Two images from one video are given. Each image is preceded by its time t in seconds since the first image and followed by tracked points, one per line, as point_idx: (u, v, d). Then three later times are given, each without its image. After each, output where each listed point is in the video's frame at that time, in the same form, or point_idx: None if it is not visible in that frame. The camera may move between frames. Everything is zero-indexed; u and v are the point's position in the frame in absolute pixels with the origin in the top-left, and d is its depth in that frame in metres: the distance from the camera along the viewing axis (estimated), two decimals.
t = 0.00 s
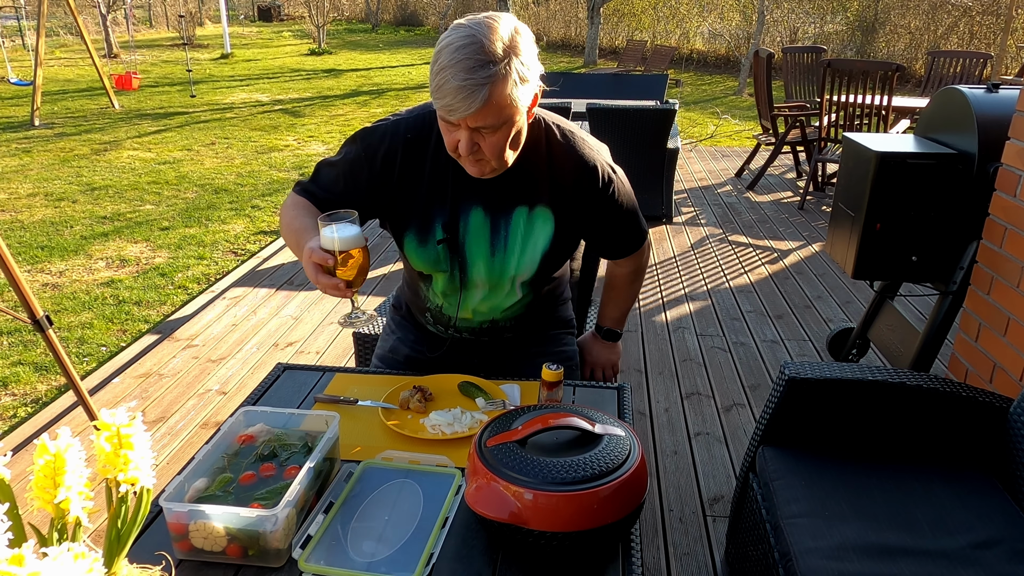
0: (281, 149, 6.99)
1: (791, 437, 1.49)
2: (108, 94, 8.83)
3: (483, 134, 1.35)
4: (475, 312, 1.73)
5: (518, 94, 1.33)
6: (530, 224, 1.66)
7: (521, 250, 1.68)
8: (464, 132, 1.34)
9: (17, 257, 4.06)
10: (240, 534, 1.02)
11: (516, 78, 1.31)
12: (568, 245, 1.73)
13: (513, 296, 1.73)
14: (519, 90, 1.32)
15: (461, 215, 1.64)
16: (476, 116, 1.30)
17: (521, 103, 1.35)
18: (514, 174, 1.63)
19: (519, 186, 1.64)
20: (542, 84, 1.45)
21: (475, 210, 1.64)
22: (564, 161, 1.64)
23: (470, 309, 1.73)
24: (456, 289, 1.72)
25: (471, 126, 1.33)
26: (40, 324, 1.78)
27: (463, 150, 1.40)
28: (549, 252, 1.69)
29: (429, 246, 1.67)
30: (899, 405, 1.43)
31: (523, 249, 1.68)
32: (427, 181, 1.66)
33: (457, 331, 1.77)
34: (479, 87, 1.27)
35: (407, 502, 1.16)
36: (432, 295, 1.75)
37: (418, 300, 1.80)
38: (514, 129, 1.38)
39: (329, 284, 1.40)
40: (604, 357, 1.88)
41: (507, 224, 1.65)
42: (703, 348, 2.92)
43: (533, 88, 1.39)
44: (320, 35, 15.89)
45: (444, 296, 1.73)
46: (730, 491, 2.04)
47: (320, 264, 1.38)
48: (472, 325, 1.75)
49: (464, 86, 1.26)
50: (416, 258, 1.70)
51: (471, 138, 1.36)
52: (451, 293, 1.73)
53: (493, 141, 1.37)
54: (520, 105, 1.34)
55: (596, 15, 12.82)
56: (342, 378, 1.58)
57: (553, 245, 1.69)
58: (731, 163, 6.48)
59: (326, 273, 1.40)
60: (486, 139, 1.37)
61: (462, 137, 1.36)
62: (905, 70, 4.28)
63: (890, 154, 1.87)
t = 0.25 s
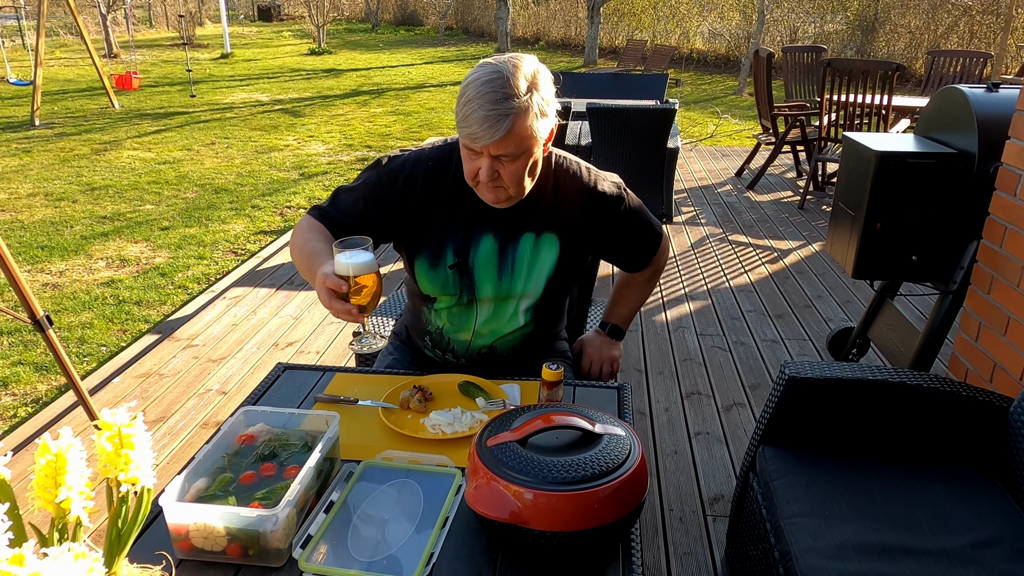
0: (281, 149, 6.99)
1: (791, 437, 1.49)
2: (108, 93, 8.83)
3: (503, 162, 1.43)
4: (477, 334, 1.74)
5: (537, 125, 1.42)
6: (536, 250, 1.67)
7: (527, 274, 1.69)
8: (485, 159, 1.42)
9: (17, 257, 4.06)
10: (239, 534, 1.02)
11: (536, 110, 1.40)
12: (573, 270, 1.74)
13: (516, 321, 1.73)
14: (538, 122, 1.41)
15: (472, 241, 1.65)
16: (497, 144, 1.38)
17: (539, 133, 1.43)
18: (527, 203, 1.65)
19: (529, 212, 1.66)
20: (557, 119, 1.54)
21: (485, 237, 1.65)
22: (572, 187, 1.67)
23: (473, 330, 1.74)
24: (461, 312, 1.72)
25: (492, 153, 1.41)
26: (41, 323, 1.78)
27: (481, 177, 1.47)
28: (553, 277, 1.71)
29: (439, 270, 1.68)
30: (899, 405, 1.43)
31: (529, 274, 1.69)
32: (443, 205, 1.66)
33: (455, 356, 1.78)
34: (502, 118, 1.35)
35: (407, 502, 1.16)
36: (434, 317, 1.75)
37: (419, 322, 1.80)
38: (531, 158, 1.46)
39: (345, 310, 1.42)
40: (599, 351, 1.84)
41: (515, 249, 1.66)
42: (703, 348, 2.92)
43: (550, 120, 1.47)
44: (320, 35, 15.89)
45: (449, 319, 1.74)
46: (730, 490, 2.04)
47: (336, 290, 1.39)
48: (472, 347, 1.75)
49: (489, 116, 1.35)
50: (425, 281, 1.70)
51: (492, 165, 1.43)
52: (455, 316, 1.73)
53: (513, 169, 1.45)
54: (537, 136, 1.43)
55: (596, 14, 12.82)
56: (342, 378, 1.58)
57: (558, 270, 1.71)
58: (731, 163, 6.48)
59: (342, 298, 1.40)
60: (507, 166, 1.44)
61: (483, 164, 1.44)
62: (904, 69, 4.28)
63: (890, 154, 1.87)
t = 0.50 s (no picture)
0: (281, 149, 6.98)
1: (791, 437, 1.49)
2: (107, 93, 8.82)
3: (502, 169, 1.53)
4: (476, 345, 1.75)
5: (532, 134, 1.53)
6: (530, 258, 1.69)
7: (522, 282, 1.70)
8: (486, 166, 1.52)
9: (17, 257, 4.06)
10: (240, 534, 1.02)
11: (530, 120, 1.51)
12: (571, 279, 1.73)
13: (513, 330, 1.73)
14: (533, 131, 1.52)
15: (472, 252, 1.69)
16: (496, 150, 1.49)
17: (534, 142, 1.54)
18: (525, 215, 1.69)
19: (527, 225, 1.69)
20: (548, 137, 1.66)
21: (484, 248, 1.69)
22: (565, 198, 1.71)
23: (472, 341, 1.75)
24: (461, 323, 1.75)
25: (491, 159, 1.51)
26: (41, 323, 1.78)
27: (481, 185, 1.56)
28: (549, 284, 1.70)
29: (441, 280, 1.72)
30: (899, 405, 1.43)
31: (524, 281, 1.70)
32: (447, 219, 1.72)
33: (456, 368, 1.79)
34: (500, 125, 1.46)
35: (407, 501, 1.16)
36: (436, 330, 1.79)
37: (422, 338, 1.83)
38: (528, 167, 1.56)
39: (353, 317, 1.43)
40: (599, 346, 1.76)
41: (512, 257, 1.69)
42: (703, 348, 2.91)
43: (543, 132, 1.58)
44: (320, 35, 15.88)
45: (451, 331, 1.76)
46: (730, 490, 2.03)
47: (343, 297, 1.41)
48: (473, 358, 1.77)
49: (488, 123, 1.46)
50: (428, 292, 1.75)
51: (492, 173, 1.53)
52: (456, 327, 1.76)
53: (512, 177, 1.54)
54: (533, 144, 1.53)
55: (596, 14, 12.82)
56: (342, 378, 1.58)
57: (554, 276, 1.71)
58: (731, 163, 6.48)
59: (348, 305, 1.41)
60: (505, 173, 1.53)
61: (484, 173, 1.53)
62: (905, 69, 4.28)
63: (890, 153, 1.87)
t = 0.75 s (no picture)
0: (281, 149, 6.98)
1: (791, 437, 1.49)
2: (108, 93, 8.82)
3: (495, 158, 1.57)
4: (475, 332, 1.75)
5: (522, 126, 1.59)
6: (525, 245, 1.71)
7: (519, 269, 1.71)
8: (479, 155, 1.57)
9: (17, 257, 4.06)
10: (239, 534, 1.02)
11: (520, 112, 1.58)
12: (567, 270, 1.74)
13: (511, 316, 1.73)
14: (522, 122, 1.58)
15: (469, 242, 1.71)
16: (488, 138, 1.54)
17: (524, 134, 1.60)
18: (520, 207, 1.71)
19: (523, 217, 1.71)
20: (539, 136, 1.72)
21: (480, 237, 1.71)
22: (554, 193, 1.72)
23: (471, 328, 1.75)
24: (460, 310, 1.75)
25: (484, 148, 1.56)
26: (41, 323, 1.78)
27: (475, 176, 1.60)
28: (545, 271, 1.71)
29: (438, 269, 1.74)
30: (899, 405, 1.43)
31: (520, 266, 1.71)
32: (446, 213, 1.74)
33: (456, 357, 1.78)
34: (491, 114, 1.53)
35: (407, 501, 1.16)
36: (436, 320, 1.79)
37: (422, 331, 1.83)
38: (520, 158, 1.61)
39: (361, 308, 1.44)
40: (600, 343, 1.69)
41: (507, 244, 1.70)
42: (702, 348, 2.91)
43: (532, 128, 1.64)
44: (320, 35, 15.87)
45: (450, 319, 1.77)
46: (730, 490, 2.04)
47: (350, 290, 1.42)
48: (472, 346, 1.76)
49: (479, 112, 1.53)
50: (426, 281, 1.76)
51: (485, 162, 1.57)
52: (454, 314, 1.76)
53: (505, 166, 1.59)
54: (522, 135, 1.59)
55: (596, 14, 12.82)
56: (342, 378, 1.58)
57: (549, 264, 1.71)
58: (731, 163, 6.47)
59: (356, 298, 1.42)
60: (498, 161, 1.58)
61: (477, 162, 1.58)
62: (905, 68, 4.28)
63: (890, 153, 1.87)
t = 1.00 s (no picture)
0: (281, 149, 6.98)
1: (791, 437, 1.49)
2: (108, 93, 8.82)
3: (491, 146, 1.58)
4: (472, 320, 1.75)
5: (516, 116, 1.60)
6: (520, 235, 1.71)
7: (514, 257, 1.72)
8: (475, 144, 1.58)
9: (17, 257, 4.06)
10: (239, 534, 1.02)
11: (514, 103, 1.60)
12: (561, 262, 1.72)
13: (508, 303, 1.73)
14: (516, 112, 1.60)
15: (465, 232, 1.72)
16: (483, 126, 1.56)
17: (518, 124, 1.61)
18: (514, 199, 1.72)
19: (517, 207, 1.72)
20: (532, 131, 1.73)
21: (476, 228, 1.72)
22: (546, 187, 1.72)
23: (469, 317, 1.75)
24: (457, 298, 1.75)
25: (480, 136, 1.57)
26: (41, 323, 1.78)
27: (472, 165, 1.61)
28: (541, 259, 1.71)
29: (435, 260, 1.75)
30: (899, 405, 1.43)
31: (515, 255, 1.72)
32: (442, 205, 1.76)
33: (456, 348, 1.77)
34: (485, 102, 1.55)
35: (407, 501, 1.16)
36: (435, 311, 1.79)
37: (423, 324, 1.84)
38: (514, 147, 1.62)
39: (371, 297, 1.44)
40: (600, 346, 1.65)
41: (503, 234, 1.71)
42: (702, 347, 2.91)
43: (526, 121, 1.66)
44: (320, 35, 15.87)
45: (448, 309, 1.77)
46: (730, 490, 2.03)
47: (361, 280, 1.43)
48: (470, 335, 1.76)
49: (474, 101, 1.55)
50: (423, 272, 1.77)
51: (481, 151, 1.58)
52: (452, 304, 1.76)
53: (501, 154, 1.59)
54: (516, 124, 1.60)
55: (596, 14, 12.82)
56: (342, 378, 1.58)
57: (543, 253, 1.71)
58: (731, 163, 6.47)
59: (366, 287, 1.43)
60: (493, 149, 1.58)
61: (474, 150, 1.58)
62: (905, 68, 4.27)
63: (890, 153, 1.87)
